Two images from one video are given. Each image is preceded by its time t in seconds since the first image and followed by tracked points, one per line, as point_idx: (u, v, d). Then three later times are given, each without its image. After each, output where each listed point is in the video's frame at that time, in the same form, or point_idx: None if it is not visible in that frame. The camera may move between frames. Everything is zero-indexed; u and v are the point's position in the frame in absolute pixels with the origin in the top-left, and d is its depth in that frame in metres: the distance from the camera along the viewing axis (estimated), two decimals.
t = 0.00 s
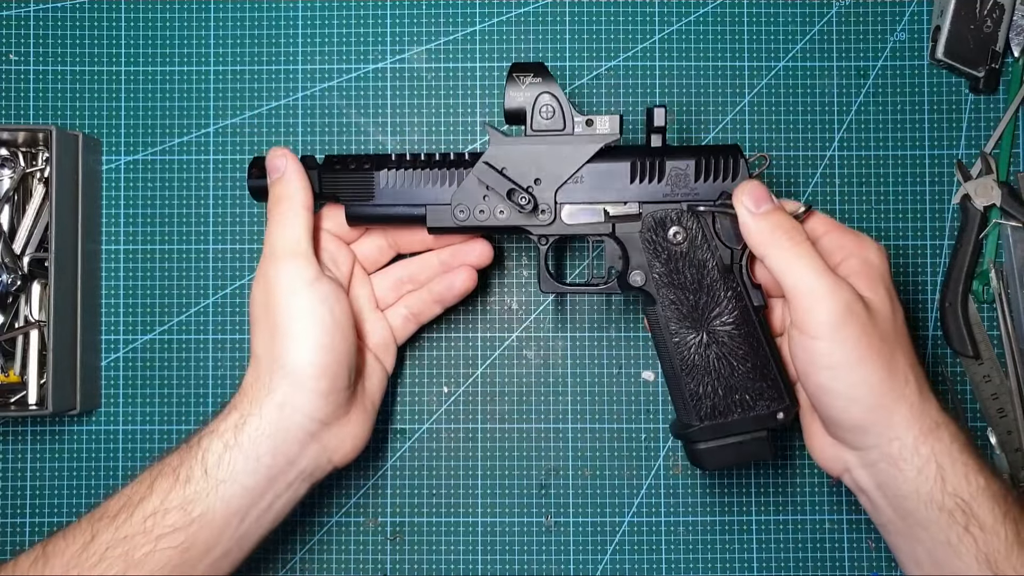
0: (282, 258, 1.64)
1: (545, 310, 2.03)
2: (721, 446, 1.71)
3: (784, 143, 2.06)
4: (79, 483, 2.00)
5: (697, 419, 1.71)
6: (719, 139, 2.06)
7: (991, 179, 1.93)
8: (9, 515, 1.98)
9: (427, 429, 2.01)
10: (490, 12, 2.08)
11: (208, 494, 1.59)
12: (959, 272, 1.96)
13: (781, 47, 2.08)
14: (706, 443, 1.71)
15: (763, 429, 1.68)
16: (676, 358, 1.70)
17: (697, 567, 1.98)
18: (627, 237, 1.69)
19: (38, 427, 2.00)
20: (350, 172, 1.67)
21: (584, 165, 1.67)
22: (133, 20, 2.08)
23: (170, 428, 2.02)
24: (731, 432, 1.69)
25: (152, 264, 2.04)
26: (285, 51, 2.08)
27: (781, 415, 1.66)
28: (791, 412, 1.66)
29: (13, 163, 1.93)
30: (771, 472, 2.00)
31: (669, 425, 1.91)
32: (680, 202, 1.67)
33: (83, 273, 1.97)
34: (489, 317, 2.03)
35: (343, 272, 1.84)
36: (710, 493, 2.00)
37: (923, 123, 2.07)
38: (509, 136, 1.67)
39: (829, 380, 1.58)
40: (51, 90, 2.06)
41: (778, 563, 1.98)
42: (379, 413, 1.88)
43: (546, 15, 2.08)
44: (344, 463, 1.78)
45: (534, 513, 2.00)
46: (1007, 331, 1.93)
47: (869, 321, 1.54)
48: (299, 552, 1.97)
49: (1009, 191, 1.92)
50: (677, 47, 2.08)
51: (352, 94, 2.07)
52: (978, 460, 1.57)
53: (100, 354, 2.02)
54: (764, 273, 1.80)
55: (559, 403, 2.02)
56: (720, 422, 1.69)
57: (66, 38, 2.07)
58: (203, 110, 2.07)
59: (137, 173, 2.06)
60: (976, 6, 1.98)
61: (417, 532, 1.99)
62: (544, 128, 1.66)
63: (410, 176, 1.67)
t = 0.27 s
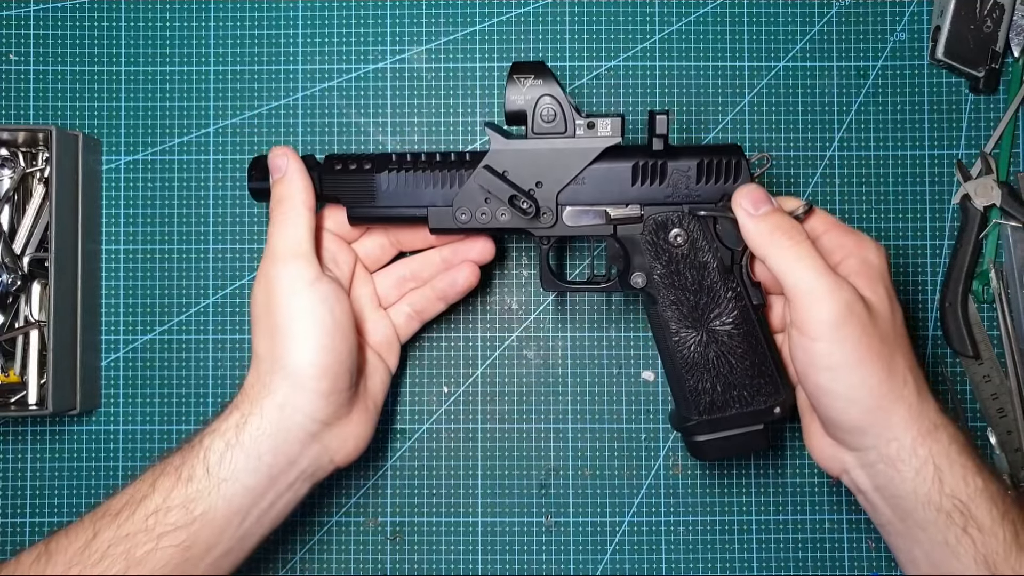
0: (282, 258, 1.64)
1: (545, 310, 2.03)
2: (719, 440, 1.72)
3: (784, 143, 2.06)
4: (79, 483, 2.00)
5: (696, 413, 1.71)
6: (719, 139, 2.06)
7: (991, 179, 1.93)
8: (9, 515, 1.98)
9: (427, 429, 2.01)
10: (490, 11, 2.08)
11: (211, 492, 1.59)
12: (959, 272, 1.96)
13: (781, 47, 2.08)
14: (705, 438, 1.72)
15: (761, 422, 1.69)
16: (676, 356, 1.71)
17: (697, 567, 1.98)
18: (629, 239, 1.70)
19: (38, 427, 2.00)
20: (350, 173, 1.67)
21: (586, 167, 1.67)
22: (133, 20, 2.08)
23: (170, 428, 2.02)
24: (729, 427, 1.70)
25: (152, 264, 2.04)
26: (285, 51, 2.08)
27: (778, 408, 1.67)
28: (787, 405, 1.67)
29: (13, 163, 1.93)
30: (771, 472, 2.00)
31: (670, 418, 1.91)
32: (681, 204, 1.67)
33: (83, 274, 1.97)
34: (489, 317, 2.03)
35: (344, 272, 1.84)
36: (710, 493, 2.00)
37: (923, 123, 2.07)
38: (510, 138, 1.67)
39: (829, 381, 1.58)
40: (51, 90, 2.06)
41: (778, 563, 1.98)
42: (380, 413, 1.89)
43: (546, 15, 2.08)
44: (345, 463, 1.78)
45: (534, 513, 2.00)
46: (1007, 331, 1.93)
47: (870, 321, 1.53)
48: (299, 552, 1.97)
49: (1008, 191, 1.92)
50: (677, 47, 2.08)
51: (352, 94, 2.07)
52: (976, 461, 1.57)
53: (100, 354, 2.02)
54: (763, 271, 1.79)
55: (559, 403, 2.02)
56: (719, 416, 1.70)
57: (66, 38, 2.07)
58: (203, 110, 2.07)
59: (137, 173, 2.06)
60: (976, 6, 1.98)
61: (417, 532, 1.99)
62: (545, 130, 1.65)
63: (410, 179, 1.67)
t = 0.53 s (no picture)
0: (282, 258, 1.64)
1: (545, 310, 2.03)
2: (719, 439, 1.72)
3: (784, 143, 2.06)
4: (79, 483, 2.00)
5: (697, 412, 1.71)
6: (719, 139, 2.06)
7: (991, 179, 1.93)
8: (9, 515, 1.98)
9: (427, 429, 2.01)
10: (490, 11, 2.08)
11: (209, 493, 1.59)
12: (959, 272, 1.96)
13: (781, 47, 2.08)
14: (705, 438, 1.72)
15: (761, 422, 1.69)
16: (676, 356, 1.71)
17: (697, 566, 1.98)
18: (630, 239, 1.70)
19: (38, 427, 2.00)
20: (350, 173, 1.67)
21: (587, 167, 1.67)
22: (132, 20, 2.08)
23: (170, 428, 2.02)
24: (730, 426, 1.70)
25: (152, 264, 2.04)
26: (285, 51, 2.08)
27: (778, 408, 1.68)
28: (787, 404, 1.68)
29: (13, 163, 1.93)
30: (771, 472, 2.00)
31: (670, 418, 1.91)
32: (682, 206, 1.67)
33: (83, 274, 1.97)
34: (490, 317, 2.03)
35: (344, 272, 1.84)
36: (710, 493, 2.00)
37: (923, 123, 2.07)
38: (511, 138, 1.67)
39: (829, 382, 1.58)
40: (51, 90, 2.06)
41: (778, 563, 1.98)
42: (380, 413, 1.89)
43: (546, 15, 2.08)
44: (345, 464, 1.78)
45: (534, 513, 2.00)
46: (1007, 331, 1.93)
47: (871, 322, 1.53)
48: (299, 552, 1.97)
49: (1008, 191, 1.92)
50: (677, 47, 2.08)
51: (352, 94, 2.07)
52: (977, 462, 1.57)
53: (100, 354, 2.02)
54: (764, 271, 1.79)
55: (559, 403, 2.02)
56: (719, 415, 1.70)
57: (66, 38, 2.07)
58: (203, 110, 2.07)
59: (137, 173, 2.06)
60: (976, 6, 1.98)
61: (417, 532, 1.99)
62: (547, 131, 1.65)
63: (410, 179, 1.67)
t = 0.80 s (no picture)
0: (280, 257, 1.64)
1: (545, 310, 2.03)
2: (719, 440, 1.72)
3: (784, 143, 2.06)
4: (79, 483, 2.00)
5: (697, 412, 1.71)
6: (719, 139, 2.06)
7: (991, 179, 1.93)
8: (9, 515, 1.98)
9: (427, 429, 2.01)
10: (490, 11, 2.08)
11: (208, 493, 1.59)
12: (959, 272, 1.96)
13: (781, 47, 2.08)
14: (705, 438, 1.73)
15: (761, 422, 1.69)
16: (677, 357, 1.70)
17: (697, 567, 1.98)
18: (630, 239, 1.69)
19: (38, 427, 2.00)
20: (351, 173, 1.67)
21: (588, 168, 1.67)
22: (133, 20, 2.08)
23: (170, 428, 2.02)
24: (730, 426, 1.70)
25: (152, 264, 2.04)
26: (285, 51, 2.08)
27: (777, 409, 1.68)
28: (787, 405, 1.68)
29: (13, 163, 1.93)
30: (771, 473, 2.00)
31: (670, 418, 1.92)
32: (683, 206, 1.67)
33: (83, 274, 1.97)
34: (490, 317, 2.03)
35: (344, 272, 1.85)
36: (710, 493, 2.00)
37: (923, 123, 2.07)
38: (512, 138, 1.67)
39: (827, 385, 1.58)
40: (51, 90, 2.06)
41: (778, 563, 1.98)
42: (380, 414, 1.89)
43: (546, 15, 2.08)
44: (346, 465, 1.78)
45: (534, 513, 2.00)
46: (1007, 331, 1.93)
47: (871, 322, 1.53)
48: (299, 552, 1.97)
49: (1009, 191, 1.91)
50: (677, 47, 2.08)
51: (351, 94, 2.07)
52: (976, 463, 1.57)
53: (100, 354, 2.02)
54: (764, 272, 1.79)
55: (559, 403, 2.02)
56: (719, 416, 1.70)
57: (66, 38, 2.07)
58: (203, 110, 2.07)
59: (137, 173, 2.06)
60: (976, 6, 1.98)
61: (417, 532, 1.99)
62: (547, 131, 1.65)
63: (409, 178, 1.67)
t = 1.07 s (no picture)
0: (278, 259, 1.64)
1: (545, 309, 2.03)
2: (721, 439, 1.72)
3: (784, 142, 2.06)
4: (79, 483, 2.00)
5: (699, 412, 1.71)
6: (719, 139, 2.06)
7: (991, 179, 1.93)
8: (9, 515, 1.98)
9: (427, 429, 2.01)
10: (490, 11, 2.08)
11: (206, 496, 1.59)
12: (959, 272, 1.96)
13: (781, 47, 2.08)
14: (707, 437, 1.72)
15: (764, 421, 1.69)
16: (680, 357, 1.71)
17: (697, 567, 1.99)
18: (633, 238, 1.69)
19: (38, 427, 2.00)
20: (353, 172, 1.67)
21: (591, 166, 1.67)
22: (133, 19, 2.08)
23: (170, 428, 2.02)
24: (733, 426, 1.70)
25: (152, 264, 2.04)
26: (285, 51, 2.08)
27: (780, 407, 1.68)
28: (790, 404, 1.68)
29: (12, 163, 1.93)
30: (771, 473, 2.00)
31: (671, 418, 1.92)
32: (686, 204, 1.66)
33: (83, 273, 1.97)
34: (489, 317, 2.03)
35: (344, 273, 1.85)
36: (710, 493, 2.00)
37: (923, 123, 2.07)
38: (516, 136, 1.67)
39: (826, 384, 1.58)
40: (51, 90, 2.06)
41: (778, 563, 1.98)
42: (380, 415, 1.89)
43: (546, 15, 2.08)
44: (345, 466, 1.78)
45: (534, 513, 2.00)
46: (1007, 331, 1.93)
47: (871, 321, 1.53)
48: (299, 552, 1.97)
49: (1008, 191, 1.91)
50: (677, 47, 2.08)
51: (351, 94, 2.07)
52: (975, 462, 1.57)
53: (100, 354, 2.02)
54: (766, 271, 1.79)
55: (559, 403, 2.02)
56: (722, 415, 1.70)
57: (66, 38, 2.07)
58: (203, 110, 2.07)
59: (137, 173, 2.06)
60: (976, 6, 1.98)
61: (417, 532, 1.99)
62: (551, 129, 1.65)
63: (412, 176, 1.67)
